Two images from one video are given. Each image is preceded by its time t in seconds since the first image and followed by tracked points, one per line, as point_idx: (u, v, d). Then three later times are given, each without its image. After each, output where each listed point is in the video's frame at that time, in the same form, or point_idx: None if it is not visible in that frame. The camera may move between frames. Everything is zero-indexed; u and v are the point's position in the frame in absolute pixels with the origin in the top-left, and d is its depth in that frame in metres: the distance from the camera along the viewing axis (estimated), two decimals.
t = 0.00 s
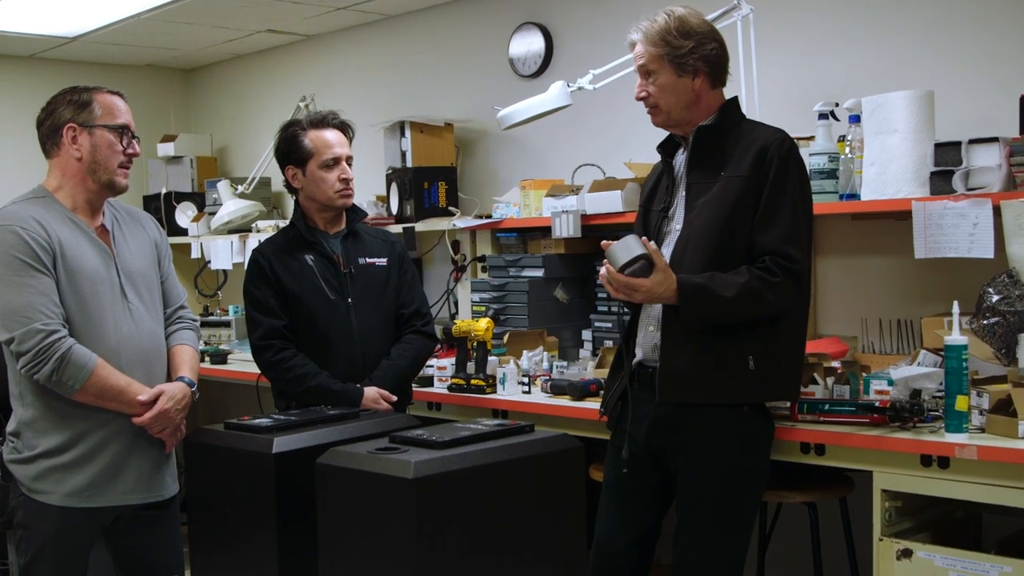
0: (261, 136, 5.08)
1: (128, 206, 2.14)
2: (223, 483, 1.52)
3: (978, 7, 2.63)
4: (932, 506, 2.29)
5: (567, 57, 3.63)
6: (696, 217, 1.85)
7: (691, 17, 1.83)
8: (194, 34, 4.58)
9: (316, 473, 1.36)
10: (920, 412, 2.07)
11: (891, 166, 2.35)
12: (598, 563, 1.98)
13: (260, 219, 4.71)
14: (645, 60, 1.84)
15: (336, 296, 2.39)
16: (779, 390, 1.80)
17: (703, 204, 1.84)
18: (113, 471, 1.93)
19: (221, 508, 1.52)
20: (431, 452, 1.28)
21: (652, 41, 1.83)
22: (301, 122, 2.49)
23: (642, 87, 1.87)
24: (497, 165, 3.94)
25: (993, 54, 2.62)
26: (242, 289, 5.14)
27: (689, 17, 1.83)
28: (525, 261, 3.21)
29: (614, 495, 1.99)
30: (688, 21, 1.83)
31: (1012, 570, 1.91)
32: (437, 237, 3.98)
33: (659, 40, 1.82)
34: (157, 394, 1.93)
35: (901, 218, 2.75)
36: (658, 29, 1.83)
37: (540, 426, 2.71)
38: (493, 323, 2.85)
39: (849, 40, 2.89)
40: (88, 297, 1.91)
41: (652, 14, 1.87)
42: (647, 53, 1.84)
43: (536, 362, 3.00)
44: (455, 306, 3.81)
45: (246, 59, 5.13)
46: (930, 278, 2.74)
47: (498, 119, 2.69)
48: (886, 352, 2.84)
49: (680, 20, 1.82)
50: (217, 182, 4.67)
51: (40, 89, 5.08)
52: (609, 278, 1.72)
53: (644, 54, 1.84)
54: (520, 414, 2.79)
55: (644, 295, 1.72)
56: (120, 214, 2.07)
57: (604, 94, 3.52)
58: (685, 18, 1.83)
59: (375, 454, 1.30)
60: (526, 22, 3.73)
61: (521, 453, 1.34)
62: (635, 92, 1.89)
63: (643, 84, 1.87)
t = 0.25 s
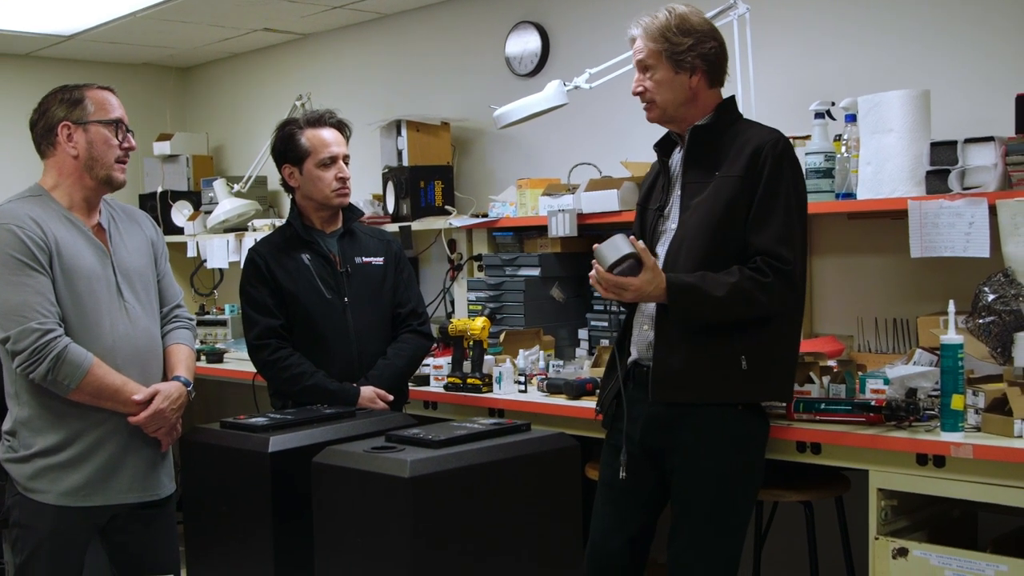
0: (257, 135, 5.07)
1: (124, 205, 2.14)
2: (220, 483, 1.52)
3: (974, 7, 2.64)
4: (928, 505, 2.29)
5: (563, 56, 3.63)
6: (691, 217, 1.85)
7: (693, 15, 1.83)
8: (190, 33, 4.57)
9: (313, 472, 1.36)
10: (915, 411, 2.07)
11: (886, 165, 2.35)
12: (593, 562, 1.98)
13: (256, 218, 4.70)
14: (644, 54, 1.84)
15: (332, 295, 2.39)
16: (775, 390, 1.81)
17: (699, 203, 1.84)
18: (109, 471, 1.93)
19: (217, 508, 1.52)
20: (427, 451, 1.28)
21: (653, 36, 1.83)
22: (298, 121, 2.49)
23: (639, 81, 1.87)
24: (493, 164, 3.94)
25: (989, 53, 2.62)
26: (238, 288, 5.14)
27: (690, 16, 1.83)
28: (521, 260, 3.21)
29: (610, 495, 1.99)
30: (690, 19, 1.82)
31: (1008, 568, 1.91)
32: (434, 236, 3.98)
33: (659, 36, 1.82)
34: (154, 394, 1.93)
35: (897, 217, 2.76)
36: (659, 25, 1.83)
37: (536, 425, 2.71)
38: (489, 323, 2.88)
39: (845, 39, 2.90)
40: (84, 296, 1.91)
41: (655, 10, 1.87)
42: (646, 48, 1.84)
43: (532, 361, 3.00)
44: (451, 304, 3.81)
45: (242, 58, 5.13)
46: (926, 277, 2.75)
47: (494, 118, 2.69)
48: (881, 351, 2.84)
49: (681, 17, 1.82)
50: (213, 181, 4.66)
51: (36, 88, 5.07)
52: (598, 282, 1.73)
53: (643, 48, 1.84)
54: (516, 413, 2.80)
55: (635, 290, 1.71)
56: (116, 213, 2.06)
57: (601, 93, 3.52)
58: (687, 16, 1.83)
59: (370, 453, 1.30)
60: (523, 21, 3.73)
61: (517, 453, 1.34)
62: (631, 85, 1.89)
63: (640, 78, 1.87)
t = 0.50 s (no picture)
0: (256, 134, 5.07)
1: (125, 204, 2.13)
2: (220, 481, 1.52)
3: (974, 9, 2.64)
4: (926, 505, 2.29)
5: (563, 56, 3.64)
6: (692, 217, 1.85)
7: (700, 15, 1.84)
8: (189, 32, 4.57)
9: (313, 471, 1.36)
10: (914, 411, 2.07)
11: (886, 166, 2.35)
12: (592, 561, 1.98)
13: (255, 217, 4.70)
14: (648, 50, 1.85)
15: (332, 295, 2.39)
16: (774, 391, 1.81)
17: (700, 203, 1.84)
18: (110, 469, 1.93)
19: (217, 507, 1.52)
20: (428, 450, 1.28)
21: (659, 33, 1.83)
22: (298, 120, 2.49)
23: (641, 77, 1.88)
24: (492, 164, 3.94)
25: (988, 54, 2.62)
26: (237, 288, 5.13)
27: (698, 15, 1.84)
28: (520, 260, 3.21)
29: (608, 495, 1.99)
30: (698, 18, 1.83)
31: (1006, 569, 1.91)
32: (433, 235, 3.98)
33: (665, 33, 1.82)
34: (154, 393, 1.93)
35: (896, 218, 2.76)
36: (665, 22, 1.84)
37: (535, 425, 2.71)
38: (488, 323, 2.88)
39: (844, 40, 2.90)
40: (86, 294, 1.91)
41: (663, 7, 1.88)
42: (652, 44, 1.84)
43: (531, 361, 3.00)
44: (451, 304, 3.81)
45: (241, 57, 5.13)
46: (925, 278, 2.75)
47: (494, 118, 2.69)
48: (880, 352, 2.85)
49: (689, 16, 1.83)
50: (212, 180, 4.66)
51: (34, 86, 5.06)
52: (600, 261, 1.73)
53: (649, 45, 1.85)
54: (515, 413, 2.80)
55: (636, 270, 1.72)
56: (117, 212, 2.06)
57: (600, 93, 3.52)
58: (694, 15, 1.83)
59: (371, 452, 1.30)
60: (522, 21, 3.73)
61: (515, 452, 1.34)
62: (633, 81, 1.89)
63: (643, 73, 1.87)
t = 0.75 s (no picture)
0: (257, 137, 5.08)
1: (127, 207, 2.14)
2: (222, 483, 1.52)
3: (974, 13, 2.64)
4: (927, 509, 2.29)
5: (564, 59, 3.64)
6: (693, 222, 1.85)
7: (708, 18, 1.84)
8: (191, 35, 4.58)
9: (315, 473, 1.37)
10: (914, 415, 2.09)
11: (886, 170, 2.35)
12: (593, 564, 1.98)
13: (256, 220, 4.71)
14: (654, 51, 1.85)
15: (333, 298, 2.40)
16: (775, 395, 1.81)
17: (701, 207, 1.84)
18: (113, 471, 1.93)
19: (219, 509, 1.52)
20: (430, 453, 1.29)
21: (666, 35, 1.84)
22: (300, 123, 2.50)
23: (646, 77, 1.88)
24: (493, 167, 3.95)
25: (988, 59, 2.63)
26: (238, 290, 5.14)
27: (706, 19, 1.84)
28: (521, 263, 3.22)
29: (609, 497, 1.99)
30: (706, 22, 1.83)
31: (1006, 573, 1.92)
32: (434, 238, 3.99)
33: (672, 34, 1.83)
34: (157, 394, 1.93)
35: (896, 222, 2.76)
36: (673, 23, 1.84)
37: (536, 427, 2.72)
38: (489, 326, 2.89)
39: (845, 44, 2.91)
40: (89, 297, 1.91)
41: (671, 9, 1.88)
42: (658, 45, 1.85)
43: (532, 364, 3.00)
44: (451, 307, 3.82)
45: (243, 60, 5.13)
46: (925, 282, 2.76)
47: (495, 121, 2.70)
48: (880, 355, 2.85)
49: (696, 19, 1.83)
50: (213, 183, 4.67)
51: (36, 88, 5.07)
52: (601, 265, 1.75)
53: (655, 46, 1.85)
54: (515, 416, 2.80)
55: (637, 269, 1.75)
56: (120, 215, 2.07)
57: (602, 97, 3.53)
58: (703, 18, 1.83)
59: (373, 455, 1.30)
60: (523, 25, 3.73)
61: (517, 455, 1.34)
62: (638, 81, 1.90)
63: (648, 74, 1.88)
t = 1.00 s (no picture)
0: (260, 143, 5.09)
1: (132, 213, 2.15)
2: (224, 487, 1.52)
3: (975, 20, 2.65)
4: (928, 514, 2.29)
5: (566, 65, 3.65)
6: (696, 228, 1.85)
7: (714, 24, 1.84)
8: (193, 41, 4.59)
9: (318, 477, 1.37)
10: (916, 421, 2.09)
11: (888, 175, 2.36)
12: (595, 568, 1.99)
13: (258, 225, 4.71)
14: (660, 56, 1.86)
15: (335, 303, 2.40)
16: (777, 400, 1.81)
17: (703, 214, 1.84)
18: (116, 475, 1.93)
19: (222, 514, 1.52)
20: (431, 458, 1.29)
21: (672, 39, 1.84)
22: (302, 128, 2.50)
23: (651, 82, 1.89)
24: (495, 172, 3.95)
25: (989, 64, 2.64)
26: (240, 295, 5.15)
27: (712, 24, 1.84)
28: (523, 268, 3.23)
29: (612, 501, 1.99)
30: (712, 27, 1.84)
31: None
32: (436, 243, 4.00)
33: (678, 39, 1.83)
34: (159, 400, 1.94)
35: (898, 227, 2.77)
36: (679, 28, 1.85)
37: (538, 432, 2.72)
38: (491, 331, 2.88)
39: (846, 50, 2.91)
40: (93, 302, 1.92)
41: (679, 13, 1.88)
42: (664, 49, 1.85)
43: (534, 369, 3.00)
44: (453, 312, 3.82)
45: (245, 66, 5.15)
46: (926, 287, 2.76)
47: (497, 126, 2.70)
48: (882, 360, 2.85)
49: (703, 24, 1.84)
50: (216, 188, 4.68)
51: (39, 94, 5.08)
52: (607, 276, 1.77)
53: (661, 50, 1.86)
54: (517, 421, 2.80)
55: (644, 281, 1.76)
56: (125, 220, 2.07)
57: (603, 102, 3.54)
58: (709, 23, 1.84)
59: (375, 459, 1.30)
60: (525, 31, 3.74)
61: (518, 460, 1.34)
62: (643, 85, 1.91)
63: (653, 78, 1.88)
